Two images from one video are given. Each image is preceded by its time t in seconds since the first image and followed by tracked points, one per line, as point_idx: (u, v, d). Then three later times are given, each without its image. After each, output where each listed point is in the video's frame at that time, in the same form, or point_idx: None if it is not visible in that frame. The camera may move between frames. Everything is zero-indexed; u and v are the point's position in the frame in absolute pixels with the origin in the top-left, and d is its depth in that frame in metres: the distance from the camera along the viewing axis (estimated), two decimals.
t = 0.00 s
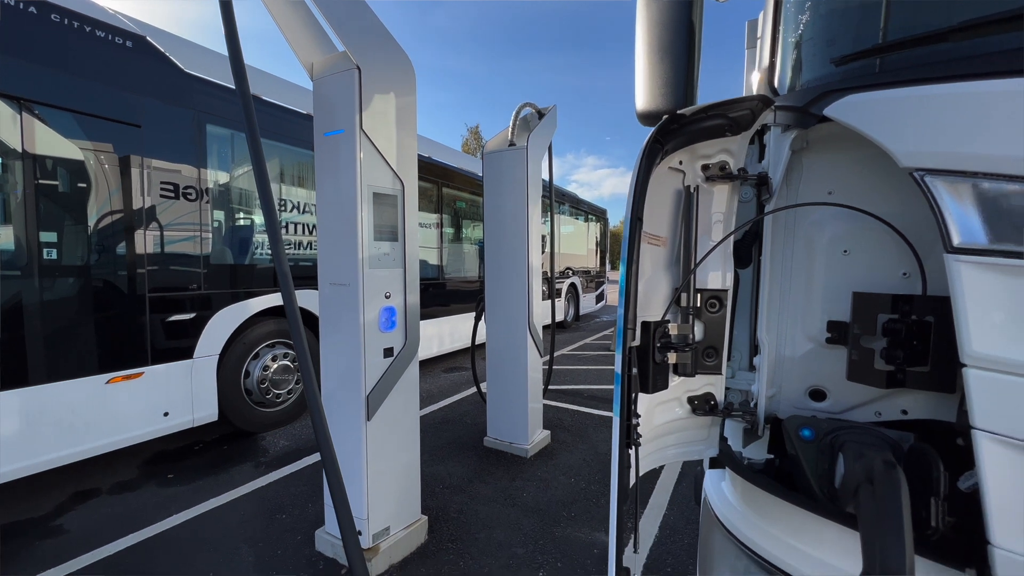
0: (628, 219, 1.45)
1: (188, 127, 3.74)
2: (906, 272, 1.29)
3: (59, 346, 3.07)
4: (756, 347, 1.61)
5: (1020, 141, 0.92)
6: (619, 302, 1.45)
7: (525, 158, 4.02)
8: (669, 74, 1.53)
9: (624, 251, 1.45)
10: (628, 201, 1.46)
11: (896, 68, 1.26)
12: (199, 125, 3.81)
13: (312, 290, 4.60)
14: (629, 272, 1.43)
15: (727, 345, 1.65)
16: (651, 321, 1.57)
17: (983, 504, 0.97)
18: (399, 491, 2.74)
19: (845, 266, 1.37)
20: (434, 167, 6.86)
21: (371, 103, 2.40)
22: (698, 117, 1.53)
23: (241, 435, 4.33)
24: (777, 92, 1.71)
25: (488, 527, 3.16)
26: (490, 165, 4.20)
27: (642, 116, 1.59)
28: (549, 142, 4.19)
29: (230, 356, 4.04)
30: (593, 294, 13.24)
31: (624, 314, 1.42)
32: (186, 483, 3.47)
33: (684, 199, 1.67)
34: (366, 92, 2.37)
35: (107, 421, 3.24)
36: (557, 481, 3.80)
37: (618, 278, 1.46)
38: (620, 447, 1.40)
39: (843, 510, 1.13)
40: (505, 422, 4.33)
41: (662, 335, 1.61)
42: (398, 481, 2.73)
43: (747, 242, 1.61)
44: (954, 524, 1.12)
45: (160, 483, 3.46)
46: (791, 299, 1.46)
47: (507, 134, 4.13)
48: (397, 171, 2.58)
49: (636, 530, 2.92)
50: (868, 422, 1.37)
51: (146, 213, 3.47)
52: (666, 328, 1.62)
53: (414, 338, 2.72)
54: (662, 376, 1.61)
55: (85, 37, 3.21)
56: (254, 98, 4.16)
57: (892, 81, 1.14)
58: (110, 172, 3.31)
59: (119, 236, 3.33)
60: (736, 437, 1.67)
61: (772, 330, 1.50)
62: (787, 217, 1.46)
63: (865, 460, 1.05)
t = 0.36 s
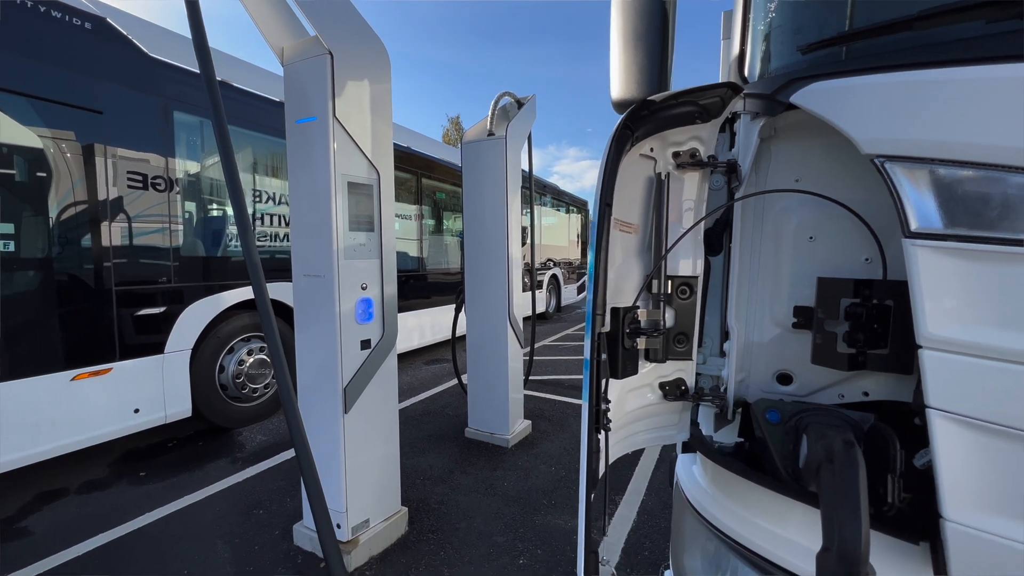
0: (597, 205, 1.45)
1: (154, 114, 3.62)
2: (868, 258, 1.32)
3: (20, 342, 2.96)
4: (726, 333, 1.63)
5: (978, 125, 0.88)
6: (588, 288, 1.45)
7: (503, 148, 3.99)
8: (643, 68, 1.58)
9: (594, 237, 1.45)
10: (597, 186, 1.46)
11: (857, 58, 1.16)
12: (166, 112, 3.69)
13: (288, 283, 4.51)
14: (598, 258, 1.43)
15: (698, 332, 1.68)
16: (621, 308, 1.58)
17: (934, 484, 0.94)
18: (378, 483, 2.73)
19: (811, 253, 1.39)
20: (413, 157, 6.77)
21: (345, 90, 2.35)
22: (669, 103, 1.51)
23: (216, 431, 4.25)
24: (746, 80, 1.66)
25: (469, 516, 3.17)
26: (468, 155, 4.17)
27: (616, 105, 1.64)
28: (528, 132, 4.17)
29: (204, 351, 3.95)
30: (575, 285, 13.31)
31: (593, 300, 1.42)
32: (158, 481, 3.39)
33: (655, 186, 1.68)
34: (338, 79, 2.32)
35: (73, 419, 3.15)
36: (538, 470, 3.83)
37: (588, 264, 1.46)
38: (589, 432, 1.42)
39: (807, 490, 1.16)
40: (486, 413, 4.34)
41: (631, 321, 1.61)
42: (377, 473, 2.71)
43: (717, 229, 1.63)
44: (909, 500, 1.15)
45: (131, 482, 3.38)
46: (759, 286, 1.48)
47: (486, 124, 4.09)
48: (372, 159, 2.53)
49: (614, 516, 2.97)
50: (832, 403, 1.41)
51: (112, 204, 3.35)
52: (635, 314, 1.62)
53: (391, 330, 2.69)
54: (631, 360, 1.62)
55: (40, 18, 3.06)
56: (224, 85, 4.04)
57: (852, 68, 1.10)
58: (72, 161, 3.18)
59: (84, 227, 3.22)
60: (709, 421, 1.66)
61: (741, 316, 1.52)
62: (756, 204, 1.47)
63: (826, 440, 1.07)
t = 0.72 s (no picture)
0: (566, 190, 1.43)
1: (113, 99, 3.46)
2: (833, 244, 1.35)
3: None
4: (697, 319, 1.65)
5: (943, 110, 0.89)
6: (557, 274, 1.44)
7: (480, 137, 3.95)
8: (618, 54, 1.57)
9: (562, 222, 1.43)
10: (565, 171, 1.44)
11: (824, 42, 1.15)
12: (125, 97, 3.53)
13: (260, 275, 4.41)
14: (566, 244, 1.41)
15: (669, 319, 1.69)
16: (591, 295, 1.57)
17: (893, 462, 0.96)
18: (355, 477, 2.69)
19: (779, 238, 1.41)
20: (389, 147, 6.66)
21: (314, 75, 2.28)
22: (639, 88, 1.48)
23: (187, 428, 4.14)
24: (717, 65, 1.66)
25: (448, 508, 3.16)
26: (444, 144, 4.11)
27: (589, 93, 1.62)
28: (505, 121, 4.13)
29: (172, 346, 3.83)
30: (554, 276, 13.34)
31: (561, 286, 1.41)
32: (125, 481, 3.29)
33: (627, 173, 1.67)
34: (306, 64, 2.25)
35: (33, 419, 3.02)
36: (517, 460, 3.85)
37: (556, 250, 1.44)
38: (558, 419, 1.42)
39: (773, 472, 1.19)
40: (465, 404, 4.33)
41: (601, 307, 1.59)
42: (354, 467, 2.68)
43: (689, 216, 1.63)
44: (870, 479, 1.19)
45: (96, 483, 3.27)
46: (729, 272, 1.49)
47: (462, 112, 4.04)
48: (343, 147, 2.47)
49: (592, 503, 3.00)
50: (798, 387, 1.43)
51: (71, 194, 3.21)
52: (605, 301, 1.60)
53: (366, 321, 2.64)
54: (602, 347, 1.60)
55: None
56: (186, 69, 3.89)
57: (818, 53, 1.10)
58: (26, 150, 3.03)
59: (40, 219, 3.08)
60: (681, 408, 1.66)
61: (711, 302, 1.53)
62: (726, 190, 1.48)
63: (791, 423, 1.09)
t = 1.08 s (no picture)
0: (536, 176, 1.41)
1: (67, 86, 3.30)
2: (803, 232, 1.36)
3: None
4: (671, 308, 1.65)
5: (910, 97, 0.89)
6: (528, 262, 1.42)
7: (456, 126, 3.90)
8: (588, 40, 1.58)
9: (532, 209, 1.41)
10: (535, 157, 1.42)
11: (797, 27, 1.15)
12: (80, 83, 3.36)
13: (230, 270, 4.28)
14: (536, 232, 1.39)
15: (643, 308, 1.70)
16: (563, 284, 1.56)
17: (861, 444, 0.97)
18: (330, 474, 2.65)
19: (750, 226, 1.42)
20: (365, 137, 6.52)
21: (280, 60, 2.20)
22: (612, 72, 1.45)
23: (156, 427, 4.01)
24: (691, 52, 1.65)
25: (427, 501, 3.14)
26: (420, 134, 4.04)
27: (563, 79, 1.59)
28: (481, 111, 4.08)
29: (138, 344, 3.69)
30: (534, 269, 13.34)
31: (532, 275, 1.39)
32: (90, 484, 3.18)
33: (600, 160, 1.66)
34: (272, 48, 2.16)
35: None
36: (497, 452, 3.85)
37: (527, 237, 1.42)
38: (529, 411, 1.41)
39: (744, 459, 1.19)
40: (444, 397, 4.31)
41: (573, 297, 1.55)
42: (329, 464, 2.63)
43: (663, 204, 1.64)
44: (837, 464, 1.21)
45: (59, 486, 3.15)
46: (701, 260, 1.49)
47: (438, 102, 3.97)
48: (312, 135, 2.40)
49: (571, 492, 3.02)
50: (770, 374, 1.45)
51: (25, 186, 3.06)
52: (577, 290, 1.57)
53: (340, 315, 2.59)
54: (575, 338, 1.57)
55: None
56: (148, 54, 3.72)
57: (788, 39, 1.09)
58: None
59: None
60: (656, 397, 1.65)
61: (684, 290, 1.53)
62: (698, 177, 1.48)
63: (762, 410, 1.10)
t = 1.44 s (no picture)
0: (502, 164, 1.38)
1: (11, 71, 3.11)
2: (772, 221, 1.37)
3: None
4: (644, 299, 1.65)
5: (879, 84, 0.89)
6: (495, 253, 1.39)
7: (430, 117, 3.83)
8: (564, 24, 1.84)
9: (498, 199, 1.38)
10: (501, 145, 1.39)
11: (767, 15, 1.10)
12: (25, 69, 3.17)
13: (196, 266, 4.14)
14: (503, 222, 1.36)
15: (616, 300, 1.69)
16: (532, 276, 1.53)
17: (828, 433, 0.98)
18: (304, 473, 2.59)
19: (721, 216, 1.42)
20: (337, 128, 6.36)
21: (240, 44, 2.11)
22: (582, 59, 1.44)
23: (120, 430, 3.86)
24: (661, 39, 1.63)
25: (404, 498, 3.11)
26: (392, 124, 3.96)
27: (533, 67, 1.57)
28: (455, 101, 4.01)
29: (98, 344, 3.54)
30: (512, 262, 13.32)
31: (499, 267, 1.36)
32: (49, 491, 3.04)
33: (570, 149, 1.64)
34: (231, 33, 2.07)
35: None
36: (475, 446, 3.83)
37: (493, 228, 1.39)
38: (498, 408, 1.38)
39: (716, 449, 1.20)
40: (422, 392, 4.26)
41: (542, 290, 1.53)
42: (302, 463, 2.57)
43: (635, 194, 1.63)
44: (806, 451, 1.23)
45: (14, 495, 3.00)
46: (672, 251, 1.49)
47: (411, 91, 3.89)
48: (277, 124, 2.31)
49: (549, 484, 3.02)
50: (741, 363, 1.46)
51: None
52: (546, 283, 1.55)
53: (311, 311, 2.52)
54: (545, 332, 1.53)
55: None
56: (99, 39, 3.53)
57: (759, 26, 1.08)
58: None
59: None
60: (630, 387, 1.65)
61: (657, 281, 1.53)
62: (670, 167, 1.47)
63: (732, 401, 1.10)
